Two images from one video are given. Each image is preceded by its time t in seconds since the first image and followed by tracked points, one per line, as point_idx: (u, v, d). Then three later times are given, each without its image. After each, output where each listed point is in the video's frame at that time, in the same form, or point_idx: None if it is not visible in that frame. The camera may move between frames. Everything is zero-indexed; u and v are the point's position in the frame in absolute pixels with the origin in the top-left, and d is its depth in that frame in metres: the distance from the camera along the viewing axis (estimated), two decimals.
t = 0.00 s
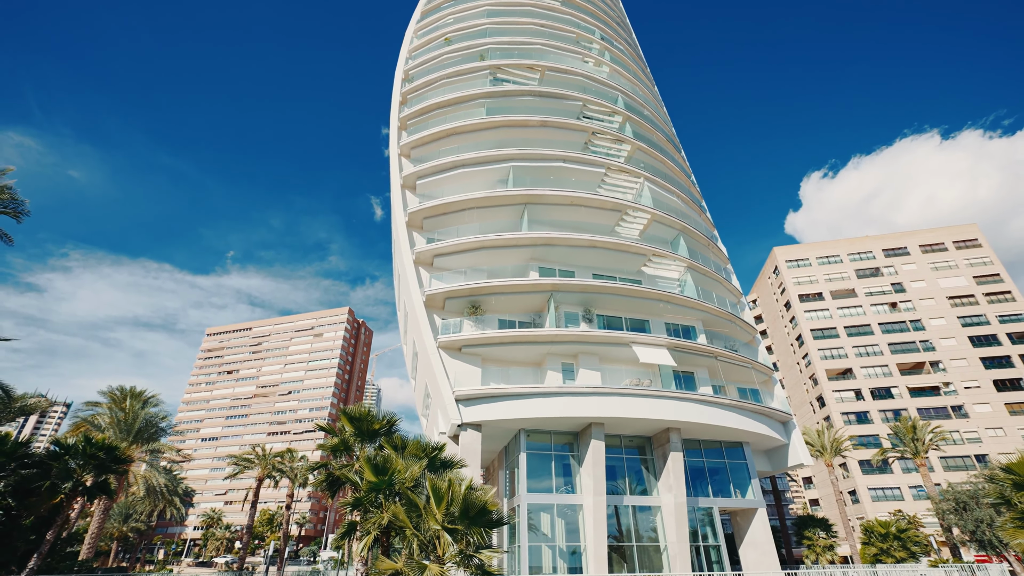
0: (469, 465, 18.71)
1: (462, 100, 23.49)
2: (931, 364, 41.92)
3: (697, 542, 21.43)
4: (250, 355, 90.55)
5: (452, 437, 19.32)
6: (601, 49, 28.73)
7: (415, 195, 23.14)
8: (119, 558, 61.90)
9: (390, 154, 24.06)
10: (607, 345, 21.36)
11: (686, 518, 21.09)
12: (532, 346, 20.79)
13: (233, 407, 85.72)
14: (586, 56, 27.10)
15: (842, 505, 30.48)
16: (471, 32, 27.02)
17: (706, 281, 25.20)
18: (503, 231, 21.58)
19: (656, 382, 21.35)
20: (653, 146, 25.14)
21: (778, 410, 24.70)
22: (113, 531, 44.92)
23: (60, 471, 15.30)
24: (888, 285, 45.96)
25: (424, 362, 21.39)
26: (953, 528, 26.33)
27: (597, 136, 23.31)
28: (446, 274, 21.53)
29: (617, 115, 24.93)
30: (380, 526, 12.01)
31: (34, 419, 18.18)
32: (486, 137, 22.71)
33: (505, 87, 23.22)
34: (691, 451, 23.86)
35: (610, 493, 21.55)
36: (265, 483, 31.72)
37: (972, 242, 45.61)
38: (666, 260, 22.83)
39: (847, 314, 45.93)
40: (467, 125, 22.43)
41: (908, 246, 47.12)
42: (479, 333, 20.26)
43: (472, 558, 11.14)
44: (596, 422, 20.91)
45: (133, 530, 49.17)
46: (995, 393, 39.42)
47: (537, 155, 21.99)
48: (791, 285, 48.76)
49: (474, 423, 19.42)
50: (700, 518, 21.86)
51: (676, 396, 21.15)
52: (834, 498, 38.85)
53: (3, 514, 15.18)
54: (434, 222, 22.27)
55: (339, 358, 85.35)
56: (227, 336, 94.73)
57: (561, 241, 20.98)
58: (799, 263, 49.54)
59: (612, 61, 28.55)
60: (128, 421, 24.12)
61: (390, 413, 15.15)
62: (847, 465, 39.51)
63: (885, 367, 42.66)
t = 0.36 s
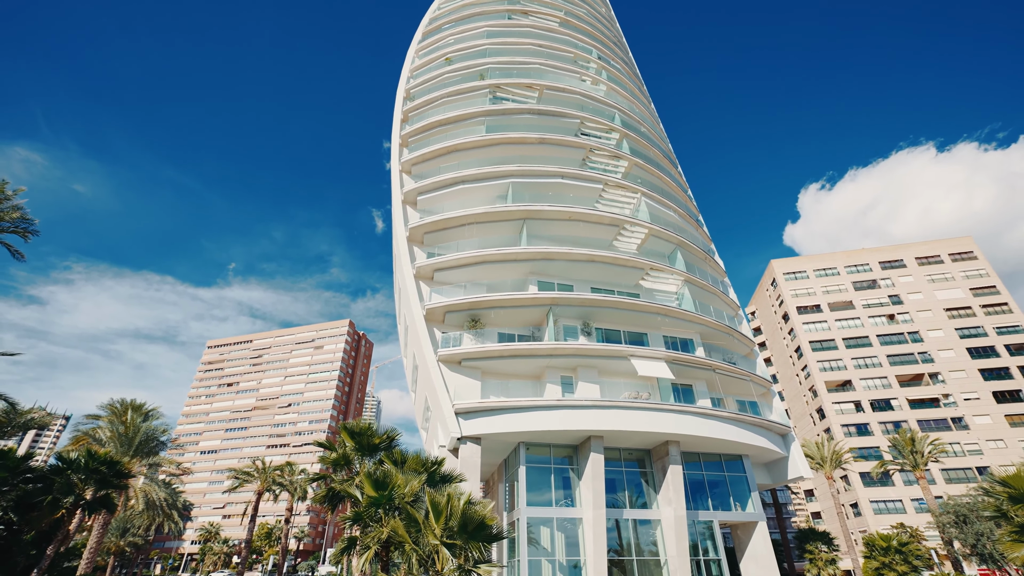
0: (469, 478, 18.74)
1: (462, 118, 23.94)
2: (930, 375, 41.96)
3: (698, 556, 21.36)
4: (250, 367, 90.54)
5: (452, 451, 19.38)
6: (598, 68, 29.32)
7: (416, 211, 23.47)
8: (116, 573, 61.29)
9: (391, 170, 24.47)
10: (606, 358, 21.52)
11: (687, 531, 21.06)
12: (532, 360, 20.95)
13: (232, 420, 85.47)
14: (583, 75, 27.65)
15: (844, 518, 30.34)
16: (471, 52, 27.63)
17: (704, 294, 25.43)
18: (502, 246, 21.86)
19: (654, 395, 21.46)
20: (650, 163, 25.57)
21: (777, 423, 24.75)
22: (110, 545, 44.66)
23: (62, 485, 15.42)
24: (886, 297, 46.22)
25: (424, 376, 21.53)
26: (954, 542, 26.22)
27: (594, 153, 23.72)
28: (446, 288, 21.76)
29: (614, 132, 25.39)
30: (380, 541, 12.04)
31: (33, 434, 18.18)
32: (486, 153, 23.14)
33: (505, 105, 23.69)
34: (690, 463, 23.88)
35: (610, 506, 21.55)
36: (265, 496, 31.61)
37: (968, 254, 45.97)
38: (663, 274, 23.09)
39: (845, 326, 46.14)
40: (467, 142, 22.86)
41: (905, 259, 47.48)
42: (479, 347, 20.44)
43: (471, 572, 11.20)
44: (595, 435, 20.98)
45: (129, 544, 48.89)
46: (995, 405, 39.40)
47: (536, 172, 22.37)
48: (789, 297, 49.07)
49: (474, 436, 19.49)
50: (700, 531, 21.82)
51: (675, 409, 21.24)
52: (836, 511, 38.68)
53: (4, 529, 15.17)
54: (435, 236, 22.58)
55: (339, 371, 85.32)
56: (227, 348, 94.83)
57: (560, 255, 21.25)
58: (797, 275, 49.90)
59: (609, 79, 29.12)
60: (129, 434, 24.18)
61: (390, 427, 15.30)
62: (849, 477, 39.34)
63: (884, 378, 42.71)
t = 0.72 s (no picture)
0: (469, 494, 18.74)
1: (464, 138, 24.43)
2: (930, 390, 41.93)
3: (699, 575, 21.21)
4: (250, 382, 90.47)
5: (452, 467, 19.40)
6: (596, 90, 29.94)
7: (418, 229, 23.81)
8: None
9: (394, 189, 24.90)
10: (606, 373, 21.63)
11: (688, 549, 20.95)
12: (532, 376, 21.08)
13: (232, 435, 85.16)
14: (582, 97, 28.25)
15: (846, 535, 30.12)
16: (472, 75, 28.29)
17: (702, 310, 25.63)
18: (503, 263, 22.15)
19: (654, 411, 21.54)
20: (648, 181, 26.00)
21: (777, 439, 24.74)
22: (107, 563, 44.23)
23: (64, 501, 15.59)
24: (884, 312, 46.41)
25: (425, 391, 21.65)
26: (958, 560, 26.00)
27: (593, 173, 24.16)
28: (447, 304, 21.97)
29: (612, 152, 25.85)
30: (380, 559, 12.00)
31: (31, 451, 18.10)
32: (486, 173, 23.57)
33: (505, 126, 24.19)
34: (691, 480, 23.84)
35: (611, 523, 21.47)
36: (264, 513, 31.43)
37: (965, 270, 46.28)
38: (662, 290, 23.34)
39: (844, 341, 46.26)
40: (468, 162, 23.30)
41: (903, 274, 47.78)
42: (479, 362, 20.60)
43: None
44: (595, 451, 21.02)
45: (126, 562, 48.41)
46: (997, 420, 39.30)
47: (536, 191, 22.75)
48: (788, 312, 49.30)
49: (474, 452, 19.53)
50: (701, 548, 21.71)
51: (675, 425, 21.29)
52: (839, 528, 38.36)
53: (4, 547, 14.39)
54: (436, 253, 22.87)
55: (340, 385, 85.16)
56: (228, 362, 94.84)
57: (559, 272, 21.51)
58: (795, 291, 50.24)
59: (607, 101, 29.71)
60: (131, 450, 24.29)
61: (391, 444, 15.46)
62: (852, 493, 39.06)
63: (885, 394, 42.67)
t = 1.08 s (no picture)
0: (469, 514, 18.65)
1: (465, 161, 24.90)
2: (932, 408, 41.78)
3: None
4: (250, 399, 90.11)
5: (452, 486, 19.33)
6: (594, 114, 30.58)
7: (420, 248, 24.12)
8: None
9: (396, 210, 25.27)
10: (606, 392, 21.69)
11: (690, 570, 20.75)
12: (532, 395, 21.15)
13: (230, 452, 84.55)
14: (580, 120, 28.84)
15: (851, 555, 29.75)
16: (473, 100, 28.91)
17: (701, 329, 25.76)
18: (503, 282, 22.39)
19: (654, 430, 21.54)
20: (646, 202, 26.39)
21: (778, 458, 24.65)
22: None
23: (63, 522, 15.69)
24: (883, 330, 46.53)
25: (425, 410, 21.69)
26: None
27: (591, 194, 24.58)
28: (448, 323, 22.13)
29: (610, 174, 26.31)
30: None
31: (30, 471, 18.05)
32: (487, 194, 23.97)
33: (505, 149, 24.69)
34: (692, 499, 23.69)
35: (612, 543, 21.29)
36: (262, 533, 31.13)
37: (962, 287, 46.54)
38: (660, 309, 23.50)
39: (844, 358, 46.26)
40: (469, 184, 23.73)
41: (900, 292, 48.04)
42: (479, 381, 20.68)
43: None
44: (596, 470, 20.98)
45: None
46: (1000, 438, 39.09)
47: (535, 212, 23.12)
48: (787, 330, 49.41)
49: (474, 471, 19.49)
50: (704, 569, 21.50)
51: (675, 444, 21.28)
52: (843, 549, 37.88)
53: None
54: (438, 272, 23.13)
55: (339, 403, 84.77)
56: (228, 380, 94.60)
57: (559, 291, 21.72)
58: (793, 308, 50.50)
59: (605, 124, 30.32)
60: (129, 470, 24.27)
61: (392, 464, 15.54)
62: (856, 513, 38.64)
63: (886, 412, 42.53)
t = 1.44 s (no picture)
0: (469, 534, 18.53)
1: (465, 182, 25.34)
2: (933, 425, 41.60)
3: None
4: (249, 417, 89.71)
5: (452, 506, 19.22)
6: (592, 136, 31.16)
7: (421, 268, 24.39)
8: None
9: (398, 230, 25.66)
10: (606, 410, 21.72)
11: None
12: (532, 413, 21.17)
13: (228, 471, 83.82)
14: (579, 143, 29.39)
15: None
16: (473, 123, 29.53)
17: (701, 347, 25.88)
18: (503, 301, 22.60)
19: (654, 448, 21.51)
20: (644, 222, 26.77)
21: (779, 476, 24.51)
22: None
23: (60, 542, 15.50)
24: (882, 347, 46.61)
25: (425, 428, 21.70)
26: None
27: (589, 215, 24.96)
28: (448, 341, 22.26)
29: (608, 195, 26.73)
30: None
31: (25, 491, 18.03)
32: (487, 215, 24.32)
33: (505, 171, 25.14)
34: (694, 518, 23.51)
35: (614, 564, 21.08)
36: (260, 553, 30.78)
37: (959, 304, 46.77)
38: (659, 327, 23.65)
39: (844, 375, 46.26)
40: (470, 205, 24.10)
41: (898, 309, 48.26)
42: (480, 400, 20.72)
43: None
44: (596, 489, 20.91)
45: None
46: (1003, 456, 38.84)
47: (535, 232, 23.43)
48: (787, 347, 49.57)
49: (474, 490, 19.43)
50: None
51: (675, 462, 21.23)
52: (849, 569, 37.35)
53: None
54: (439, 291, 23.35)
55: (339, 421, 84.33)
56: (228, 397, 94.34)
57: (559, 309, 21.91)
58: (792, 325, 50.74)
59: (603, 146, 30.89)
60: (128, 489, 24.21)
61: (391, 484, 15.57)
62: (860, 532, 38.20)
63: (888, 429, 42.33)
